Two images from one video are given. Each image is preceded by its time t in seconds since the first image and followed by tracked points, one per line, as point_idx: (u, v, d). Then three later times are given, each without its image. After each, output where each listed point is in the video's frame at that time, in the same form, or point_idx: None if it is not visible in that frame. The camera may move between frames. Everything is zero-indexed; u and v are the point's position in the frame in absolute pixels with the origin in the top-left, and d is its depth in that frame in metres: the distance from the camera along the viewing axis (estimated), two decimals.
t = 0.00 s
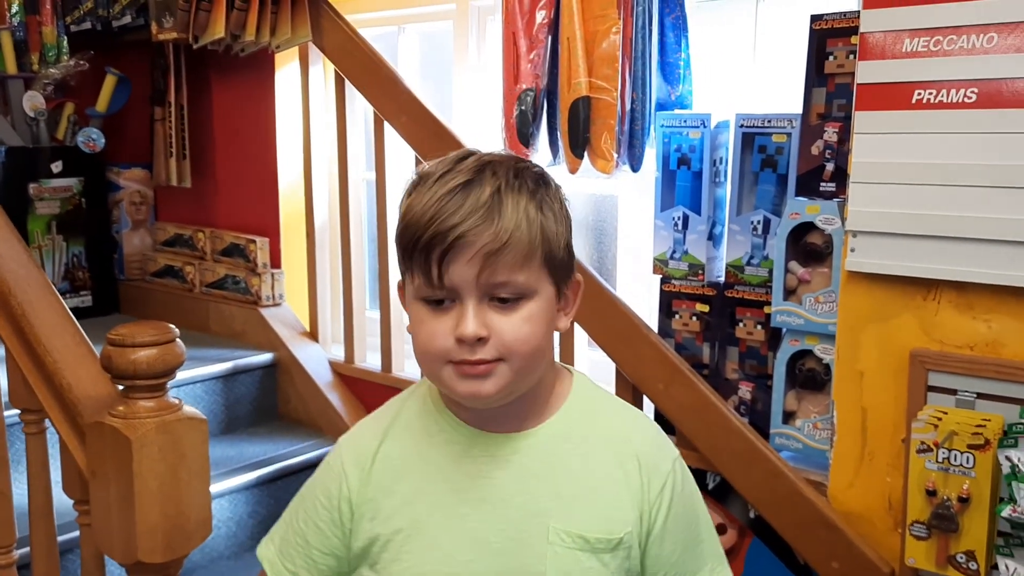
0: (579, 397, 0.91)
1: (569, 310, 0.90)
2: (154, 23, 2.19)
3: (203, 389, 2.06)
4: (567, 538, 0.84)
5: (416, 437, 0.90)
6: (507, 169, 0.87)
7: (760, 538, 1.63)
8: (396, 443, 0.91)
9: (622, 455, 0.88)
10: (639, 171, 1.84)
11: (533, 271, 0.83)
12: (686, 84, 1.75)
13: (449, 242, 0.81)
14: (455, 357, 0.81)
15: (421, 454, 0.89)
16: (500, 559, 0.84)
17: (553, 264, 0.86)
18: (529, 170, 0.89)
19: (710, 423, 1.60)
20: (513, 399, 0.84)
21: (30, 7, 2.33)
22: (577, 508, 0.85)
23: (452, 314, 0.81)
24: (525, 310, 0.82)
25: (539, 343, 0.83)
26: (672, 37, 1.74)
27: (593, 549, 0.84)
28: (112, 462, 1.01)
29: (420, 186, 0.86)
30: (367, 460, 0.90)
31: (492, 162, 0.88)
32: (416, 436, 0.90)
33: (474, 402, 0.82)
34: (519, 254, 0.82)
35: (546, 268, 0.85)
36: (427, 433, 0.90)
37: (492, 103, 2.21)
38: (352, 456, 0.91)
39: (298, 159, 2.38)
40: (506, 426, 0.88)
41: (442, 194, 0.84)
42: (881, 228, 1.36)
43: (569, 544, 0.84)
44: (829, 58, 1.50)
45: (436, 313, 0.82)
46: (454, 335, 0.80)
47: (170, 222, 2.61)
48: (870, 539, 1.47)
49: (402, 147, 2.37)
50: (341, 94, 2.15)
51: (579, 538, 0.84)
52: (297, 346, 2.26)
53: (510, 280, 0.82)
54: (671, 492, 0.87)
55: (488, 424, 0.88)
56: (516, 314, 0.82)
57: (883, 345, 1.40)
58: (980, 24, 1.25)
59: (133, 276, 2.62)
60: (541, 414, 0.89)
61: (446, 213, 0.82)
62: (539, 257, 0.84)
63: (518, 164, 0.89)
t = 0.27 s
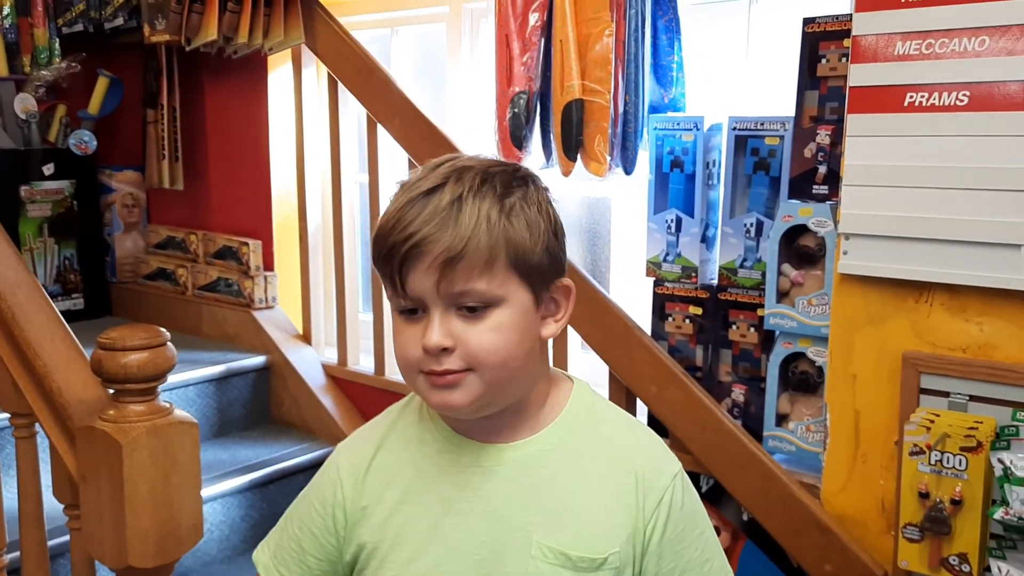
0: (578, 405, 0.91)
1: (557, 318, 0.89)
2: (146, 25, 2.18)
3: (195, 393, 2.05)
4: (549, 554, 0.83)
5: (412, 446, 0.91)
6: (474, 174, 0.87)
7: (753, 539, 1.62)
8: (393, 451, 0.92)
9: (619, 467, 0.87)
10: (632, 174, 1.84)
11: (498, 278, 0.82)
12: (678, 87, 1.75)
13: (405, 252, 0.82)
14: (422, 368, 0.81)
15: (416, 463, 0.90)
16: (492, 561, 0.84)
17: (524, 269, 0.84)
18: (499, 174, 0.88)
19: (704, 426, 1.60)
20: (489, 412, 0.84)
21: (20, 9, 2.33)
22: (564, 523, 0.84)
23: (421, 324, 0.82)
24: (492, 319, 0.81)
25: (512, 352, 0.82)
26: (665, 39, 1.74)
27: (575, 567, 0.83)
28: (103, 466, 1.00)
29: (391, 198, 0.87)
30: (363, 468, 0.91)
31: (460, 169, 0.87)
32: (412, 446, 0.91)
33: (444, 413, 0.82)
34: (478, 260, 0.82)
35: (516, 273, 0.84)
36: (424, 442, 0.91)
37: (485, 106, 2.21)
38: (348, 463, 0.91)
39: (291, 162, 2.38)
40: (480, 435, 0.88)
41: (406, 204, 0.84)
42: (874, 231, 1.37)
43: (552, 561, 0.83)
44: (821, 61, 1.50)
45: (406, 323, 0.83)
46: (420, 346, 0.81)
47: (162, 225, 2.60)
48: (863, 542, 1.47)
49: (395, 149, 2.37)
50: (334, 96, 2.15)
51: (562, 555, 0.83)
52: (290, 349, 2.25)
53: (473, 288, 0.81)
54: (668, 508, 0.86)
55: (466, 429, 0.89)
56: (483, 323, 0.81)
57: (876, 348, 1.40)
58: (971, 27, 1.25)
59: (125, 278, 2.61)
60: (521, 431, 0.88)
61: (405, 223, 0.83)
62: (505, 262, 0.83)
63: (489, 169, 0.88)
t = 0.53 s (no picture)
0: (560, 401, 0.92)
1: (534, 314, 0.90)
2: (138, 27, 2.18)
3: (188, 396, 2.05)
4: (530, 541, 0.84)
5: (392, 435, 0.93)
6: (442, 180, 0.85)
7: (746, 541, 1.61)
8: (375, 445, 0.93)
9: (601, 459, 0.88)
10: (625, 176, 1.84)
11: (473, 286, 0.82)
12: (671, 89, 1.75)
13: (378, 267, 0.81)
14: (403, 377, 0.81)
15: (396, 453, 0.91)
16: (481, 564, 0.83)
17: (497, 273, 0.84)
18: (467, 177, 0.87)
19: (697, 427, 1.60)
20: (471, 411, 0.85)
21: (13, 11, 2.30)
22: (544, 513, 0.85)
23: (399, 334, 0.82)
24: (469, 326, 0.82)
25: (490, 355, 0.83)
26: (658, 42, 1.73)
27: (556, 556, 0.83)
28: (92, 470, 1.00)
29: (359, 206, 0.86)
30: (343, 457, 0.93)
31: (427, 175, 0.86)
32: (392, 436, 0.93)
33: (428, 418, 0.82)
34: (452, 272, 0.81)
35: (491, 279, 0.84)
36: (404, 432, 0.92)
37: (478, 108, 2.21)
38: (329, 452, 0.93)
39: (284, 164, 2.37)
40: (457, 426, 0.89)
41: (375, 215, 0.83)
42: (866, 233, 1.37)
43: (533, 549, 0.83)
44: (813, 63, 1.50)
45: (384, 333, 0.83)
46: (399, 356, 0.81)
47: (154, 227, 2.59)
48: (856, 544, 1.47)
49: (388, 152, 2.37)
50: (327, 97, 2.14)
51: (543, 543, 0.83)
52: (283, 352, 2.25)
53: (448, 298, 0.81)
54: (646, 502, 0.87)
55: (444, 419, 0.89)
56: (460, 331, 0.82)
57: (869, 350, 1.40)
58: (963, 29, 1.25)
59: (118, 281, 2.61)
60: (497, 424, 0.89)
61: (375, 236, 0.82)
62: (479, 270, 0.83)
63: (456, 172, 0.87)
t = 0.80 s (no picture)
0: (541, 396, 0.95)
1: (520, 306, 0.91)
2: (135, 30, 2.19)
3: (185, 397, 2.05)
4: (508, 524, 0.87)
5: (377, 420, 0.96)
6: (426, 182, 0.88)
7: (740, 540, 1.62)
8: (361, 435, 0.95)
9: (579, 452, 0.91)
10: (619, 177, 1.85)
11: (460, 281, 0.84)
12: (664, 91, 1.77)
13: (368, 266, 0.83)
14: (394, 371, 0.83)
15: (380, 439, 0.94)
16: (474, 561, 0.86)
17: (483, 268, 0.86)
18: (450, 178, 0.89)
19: (689, 425, 1.61)
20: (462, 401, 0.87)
21: (8, 14, 2.33)
22: (522, 497, 0.88)
23: (390, 330, 0.84)
24: (457, 319, 0.83)
25: (479, 347, 0.84)
26: (650, 44, 1.75)
27: (532, 538, 0.86)
28: (88, 470, 1.01)
29: (348, 210, 0.88)
30: (328, 440, 0.96)
31: (412, 178, 0.88)
32: (377, 423, 0.95)
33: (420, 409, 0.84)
34: (440, 268, 0.83)
35: (477, 274, 0.85)
36: (391, 420, 0.95)
37: (472, 110, 2.22)
38: (315, 436, 0.96)
39: (280, 166, 2.38)
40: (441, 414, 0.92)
41: (362, 219, 0.86)
42: (856, 233, 1.38)
43: (509, 530, 0.86)
44: (805, 64, 1.51)
45: (376, 329, 0.85)
46: (389, 351, 0.83)
47: (151, 229, 2.60)
48: (849, 542, 1.48)
49: (384, 154, 2.38)
50: (323, 100, 2.15)
51: (519, 526, 0.87)
52: (280, 353, 2.25)
53: (435, 294, 0.83)
54: (619, 497, 0.90)
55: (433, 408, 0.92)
56: (449, 325, 0.83)
57: (860, 348, 1.41)
58: (952, 30, 1.27)
59: (114, 283, 2.62)
60: (478, 412, 0.92)
61: (364, 237, 0.84)
62: (465, 266, 0.85)
63: (439, 172, 0.89)
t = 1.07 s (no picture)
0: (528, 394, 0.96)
1: (518, 302, 0.92)
2: (131, 33, 2.19)
3: (181, 399, 2.05)
4: (508, 525, 0.88)
5: (365, 422, 0.95)
6: (434, 171, 0.89)
7: (737, 541, 1.63)
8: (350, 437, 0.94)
9: (570, 449, 0.92)
10: (614, 178, 1.85)
11: (467, 268, 0.85)
12: (659, 93, 1.77)
13: (377, 249, 0.83)
14: (396, 357, 0.83)
15: (370, 440, 0.93)
16: (465, 558, 0.87)
17: (488, 258, 0.87)
18: (458, 169, 0.90)
19: (686, 426, 1.61)
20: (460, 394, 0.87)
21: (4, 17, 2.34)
22: (520, 497, 0.89)
23: (392, 316, 0.84)
24: (462, 305, 0.84)
25: (481, 337, 0.85)
26: (645, 46, 1.75)
27: (533, 537, 0.88)
28: (84, 473, 1.01)
29: (354, 197, 0.89)
30: (316, 443, 0.94)
31: (420, 167, 0.89)
32: (365, 425, 0.95)
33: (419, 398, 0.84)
34: (448, 253, 0.84)
35: (483, 263, 0.86)
36: (379, 421, 0.94)
37: (468, 111, 2.22)
38: (301, 440, 0.95)
39: (276, 169, 2.38)
40: (435, 414, 0.92)
41: (371, 203, 0.86)
42: (851, 234, 1.38)
43: (509, 530, 0.88)
44: (800, 66, 1.52)
45: (378, 316, 0.85)
46: (393, 336, 0.83)
47: (148, 231, 2.60)
48: (844, 542, 1.48)
49: (380, 156, 2.38)
50: (319, 102, 2.15)
51: (519, 525, 0.88)
52: (276, 355, 2.25)
53: (443, 278, 0.83)
54: (611, 488, 0.91)
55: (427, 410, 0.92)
56: (453, 312, 0.84)
57: (855, 349, 1.41)
58: (946, 32, 1.27)
59: (111, 285, 2.62)
60: (471, 413, 0.92)
61: (374, 220, 0.84)
62: (471, 254, 0.86)
63: (447, 162, 0.90)
